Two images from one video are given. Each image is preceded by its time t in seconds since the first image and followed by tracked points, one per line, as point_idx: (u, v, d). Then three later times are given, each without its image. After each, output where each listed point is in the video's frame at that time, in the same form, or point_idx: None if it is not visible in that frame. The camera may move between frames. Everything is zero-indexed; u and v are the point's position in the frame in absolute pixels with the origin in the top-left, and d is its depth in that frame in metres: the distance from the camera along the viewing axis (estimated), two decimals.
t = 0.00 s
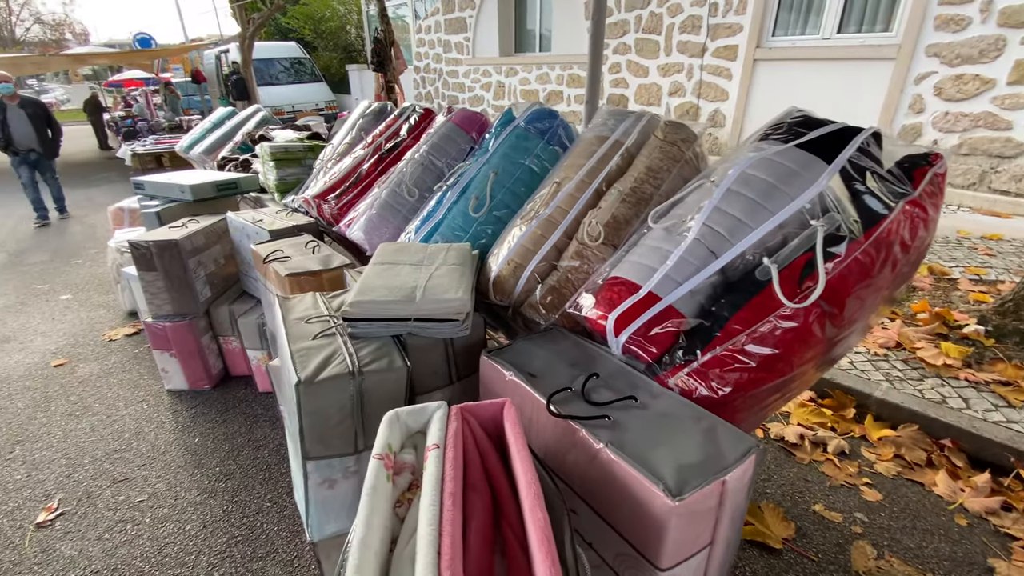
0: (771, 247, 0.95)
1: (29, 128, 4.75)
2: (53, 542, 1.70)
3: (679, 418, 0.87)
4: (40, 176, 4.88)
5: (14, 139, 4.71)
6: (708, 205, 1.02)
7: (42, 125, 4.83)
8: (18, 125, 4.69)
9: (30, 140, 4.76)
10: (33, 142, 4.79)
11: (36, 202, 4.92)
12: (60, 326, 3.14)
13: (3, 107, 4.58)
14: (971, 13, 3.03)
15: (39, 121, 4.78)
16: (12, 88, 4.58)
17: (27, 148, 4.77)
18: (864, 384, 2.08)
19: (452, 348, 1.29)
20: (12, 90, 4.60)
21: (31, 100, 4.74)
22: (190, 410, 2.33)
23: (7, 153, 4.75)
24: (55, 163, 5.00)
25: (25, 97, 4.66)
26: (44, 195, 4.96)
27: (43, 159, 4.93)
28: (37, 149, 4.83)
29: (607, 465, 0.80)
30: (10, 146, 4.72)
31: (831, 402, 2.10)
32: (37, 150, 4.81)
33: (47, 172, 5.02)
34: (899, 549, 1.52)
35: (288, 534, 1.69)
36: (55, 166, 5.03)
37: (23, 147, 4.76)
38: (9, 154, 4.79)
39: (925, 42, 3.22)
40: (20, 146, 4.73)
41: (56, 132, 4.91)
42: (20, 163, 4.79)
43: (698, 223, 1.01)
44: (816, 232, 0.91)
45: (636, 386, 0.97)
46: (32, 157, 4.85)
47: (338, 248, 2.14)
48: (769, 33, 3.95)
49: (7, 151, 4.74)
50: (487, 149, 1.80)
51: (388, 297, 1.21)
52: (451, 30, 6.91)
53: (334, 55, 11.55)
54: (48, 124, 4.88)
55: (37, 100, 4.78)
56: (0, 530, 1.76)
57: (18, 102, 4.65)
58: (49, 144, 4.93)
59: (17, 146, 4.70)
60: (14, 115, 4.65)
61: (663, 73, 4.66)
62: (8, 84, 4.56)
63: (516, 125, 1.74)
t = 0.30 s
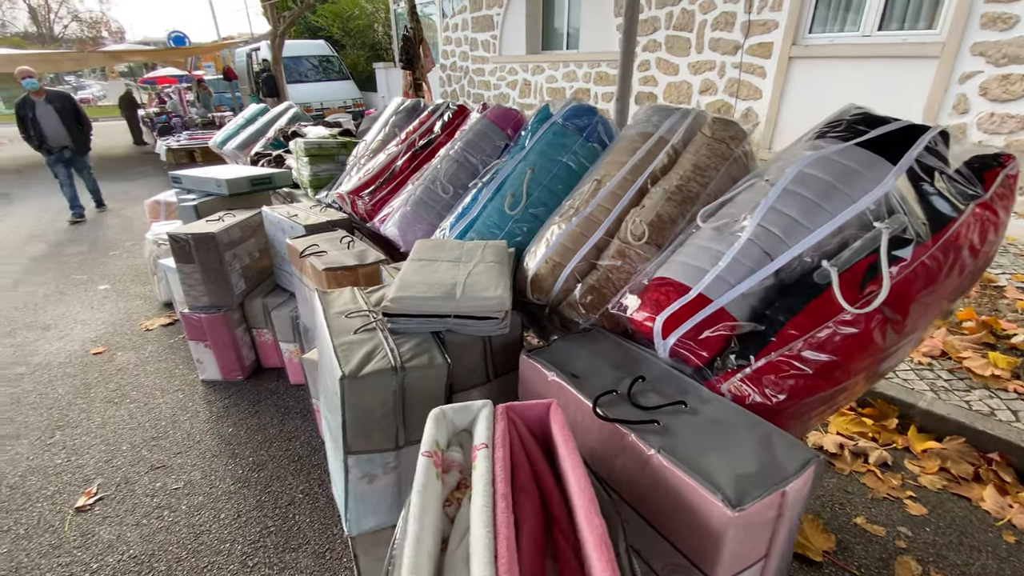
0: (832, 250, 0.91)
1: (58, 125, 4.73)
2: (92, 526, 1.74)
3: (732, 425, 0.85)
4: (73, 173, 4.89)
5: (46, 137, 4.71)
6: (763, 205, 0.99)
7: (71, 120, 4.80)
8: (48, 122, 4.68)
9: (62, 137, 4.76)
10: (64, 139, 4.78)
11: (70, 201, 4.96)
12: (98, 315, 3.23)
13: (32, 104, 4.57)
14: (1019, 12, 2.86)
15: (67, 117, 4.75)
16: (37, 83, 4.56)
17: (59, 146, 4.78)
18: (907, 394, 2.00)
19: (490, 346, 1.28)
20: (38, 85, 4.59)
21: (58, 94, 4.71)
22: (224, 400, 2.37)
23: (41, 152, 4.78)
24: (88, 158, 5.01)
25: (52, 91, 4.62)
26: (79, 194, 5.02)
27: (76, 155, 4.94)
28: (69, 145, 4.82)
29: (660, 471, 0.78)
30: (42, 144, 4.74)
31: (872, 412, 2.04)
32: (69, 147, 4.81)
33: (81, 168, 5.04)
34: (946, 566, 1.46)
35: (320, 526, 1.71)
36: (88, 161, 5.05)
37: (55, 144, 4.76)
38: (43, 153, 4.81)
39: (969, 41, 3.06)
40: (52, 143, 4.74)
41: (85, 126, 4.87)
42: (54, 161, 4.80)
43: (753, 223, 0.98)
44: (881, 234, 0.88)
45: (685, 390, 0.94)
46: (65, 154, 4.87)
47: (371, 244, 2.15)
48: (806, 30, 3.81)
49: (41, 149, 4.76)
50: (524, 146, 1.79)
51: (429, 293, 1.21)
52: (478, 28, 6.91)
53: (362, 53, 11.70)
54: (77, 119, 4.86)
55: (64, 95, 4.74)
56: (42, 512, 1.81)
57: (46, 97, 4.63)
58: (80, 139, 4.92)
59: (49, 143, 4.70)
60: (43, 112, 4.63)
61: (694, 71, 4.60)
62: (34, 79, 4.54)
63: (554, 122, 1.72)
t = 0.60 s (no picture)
0: (893, 255, 0.89)
1: (88, 118, 4.66)
2: (132, 511, 1.79)
3: (786, 434, 0.84)
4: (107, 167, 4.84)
5: (75, 131, 4.65)
6: (821, 208, 0.98)
7: (100, 114, 4.72)
8: (77, 116, 4.62)
9: (91, 131, 4.69)
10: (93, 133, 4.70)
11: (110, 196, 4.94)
12: (136, 305, 3.32)
13: (60, 97, 4.52)
14: None
15: (96, 110, 4.68)
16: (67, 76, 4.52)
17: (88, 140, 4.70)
18: (951, 404, 1.94)
19: (529, 346, 1.28)
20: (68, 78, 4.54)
21: (88, 87, 4.64)
22: (257, 391, 2.42)
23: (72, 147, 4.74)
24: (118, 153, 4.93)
25: (81, 84, 4.59)
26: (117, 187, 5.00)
27: (106, 149, 4.87)
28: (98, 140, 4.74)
29: (714, 479, 0.77)
30: (72, 139, 4.70)
31: (913, 423, 1.98)
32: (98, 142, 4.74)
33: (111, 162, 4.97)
34: None
35: (352, 519, 1.73)
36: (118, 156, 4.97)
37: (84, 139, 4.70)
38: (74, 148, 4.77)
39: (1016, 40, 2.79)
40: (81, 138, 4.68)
41: (113, 120, 4.77)
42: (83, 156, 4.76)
43: (809, 226, 0.97)
44: (949, 239, 0.85)
45: (734, 398, 0.93)
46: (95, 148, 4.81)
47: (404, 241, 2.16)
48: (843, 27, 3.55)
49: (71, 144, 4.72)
50: (561, 144, 1.78)
51: (470, 291, 1.21)
52: (505, 26, 6.89)
53: (388, 51, 11.80)
54: (107, 113, 4.78)
55: (94, 88, 4.68)
56: (84, 496, 1.86)
57: (75, 90, 4.58)
58: (110, 133, 4.84)
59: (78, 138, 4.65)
60: (71, 105, 4.58)
61: (725, 69, 4.36)
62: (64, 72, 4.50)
63: (592, 120, 1.71)
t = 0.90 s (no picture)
0: (943, 261, 0.89)
1: (119, 120, 4.59)
2: (167, 497, 1.84)
3: (829, 442, 0.83)
4: (135, 168, 4.76)
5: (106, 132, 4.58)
6: (867, 210, 0.97)
7: (133, 116, 4.66)
8: (109, 117, 4.55)
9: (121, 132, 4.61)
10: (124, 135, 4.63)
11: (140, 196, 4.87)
12: (168, 297, 3.41)
13: (95, 98, 4.44)
14: None
15: (129, 113, 4.61)
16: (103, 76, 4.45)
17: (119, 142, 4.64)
18: (988, 414, 1.89)
19: (560, 345, 1.28)
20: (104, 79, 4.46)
21: (122, 89, 4.57)
22: (285, 383, 2.47)
23: (100, 147, 4.67)
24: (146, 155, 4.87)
25: (116, 86, 4.52)
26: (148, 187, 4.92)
27: (134, 151, 4.80)
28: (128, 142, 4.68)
29: (756, 485, 0.76)
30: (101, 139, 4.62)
31: (948, 432, 1.93)
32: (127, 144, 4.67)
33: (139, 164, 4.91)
34: None
35: (379, 511, 1.75)
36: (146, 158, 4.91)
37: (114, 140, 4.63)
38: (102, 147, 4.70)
39: None
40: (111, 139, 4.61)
41: (145, 124, 4.70)
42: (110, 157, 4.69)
43: (855, 229, 0.96)
44: (1002, 246, 0.85)
45: (774, 402, 0.93)
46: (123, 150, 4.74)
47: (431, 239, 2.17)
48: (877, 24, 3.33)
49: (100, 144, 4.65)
50: (592, 143, 1.78)
51: (504, 289, 1.21)
52: (529, 24, 6.87)
53: (411, 49, 11.88)
54: (139, 116, 4.71)
55: (128, 90, 4.61)
56: (121, 481, 1.92)
57: (110, 91, 4.51)
58: (140, 136, 4.77)
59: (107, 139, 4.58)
60: (105, 106, 4.50)
61: (753, 67, 4.17)
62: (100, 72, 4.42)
63: (625, 119, 1.71)
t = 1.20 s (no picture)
0: (983, 266, 0.85)
1: (141, 113, 4.61)
2: (190, 487, 1.88)
3: (863, 450, 0.81)
4: (156, 164, 4.77)
5: (127, 123, 4.58)
6: (905, 214, 0.95)
7: (156, 111, 4.70)
8: (132, 109, 4.57)
9: (142, 125, 4.62)
10: (145, 127, 4.63)
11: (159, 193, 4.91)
12: (191, 291, 3.47)
13: (118, 89, 4.49)
14: None
15: (151, 106, 4.64)
16: (128, 69, 4.51)
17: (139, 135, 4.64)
18: (1021, 423, 1.83)
19: (582, 346, 1.27)
20: (129, 72, 4.53)
21: (146, 83, 4.62)
22: (305, 378, 2.50)
23: (121, 140, 4.66)
24: (167, 151, 4.85)
25: (141, 79, 4.58)
26: (167, 184, 4.94)
27: (155, 146, 4.79)
28: (149, 135, 4.68)
29: (788, 493, 0.75)
30: (123, 132, 4.61)
31: (978, 442, 1.87)
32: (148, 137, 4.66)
33: (159, 160, 4.88)
34: None
35: (397, 507, 1.76)
36: (166, 154, 4.89)
37: (135, 132, 4.63)
38: (123, 141, 4.69)
39: None
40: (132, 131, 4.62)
41: (167, 118, 4.71)
42: (130, 150, 4.67)
43: (891, 233, 0.95)
44: None
45: (805, 409, 0.91)
46: (144, 143, 4.73)
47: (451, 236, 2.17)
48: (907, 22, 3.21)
49: (121, 137, 4.64)
50: (616, 142, 1.76)
51: (528, 289, 1.20)
52: (548, 21, 6.85)
53: (429, 46, 11.93)
54: (161, 111, 4.74)
55: (152, 85, 4.67)
56: (146, 470, 1.96)
57: (134, 84, 4.56)
58: (162, 131, 4.81)
59: (128, 131, 4.58)
60: (128, 97, 4.54)
61: (777, 65, 4.09)
62: (126, 65, 4.48)
63: (650, 117, 1.69)
